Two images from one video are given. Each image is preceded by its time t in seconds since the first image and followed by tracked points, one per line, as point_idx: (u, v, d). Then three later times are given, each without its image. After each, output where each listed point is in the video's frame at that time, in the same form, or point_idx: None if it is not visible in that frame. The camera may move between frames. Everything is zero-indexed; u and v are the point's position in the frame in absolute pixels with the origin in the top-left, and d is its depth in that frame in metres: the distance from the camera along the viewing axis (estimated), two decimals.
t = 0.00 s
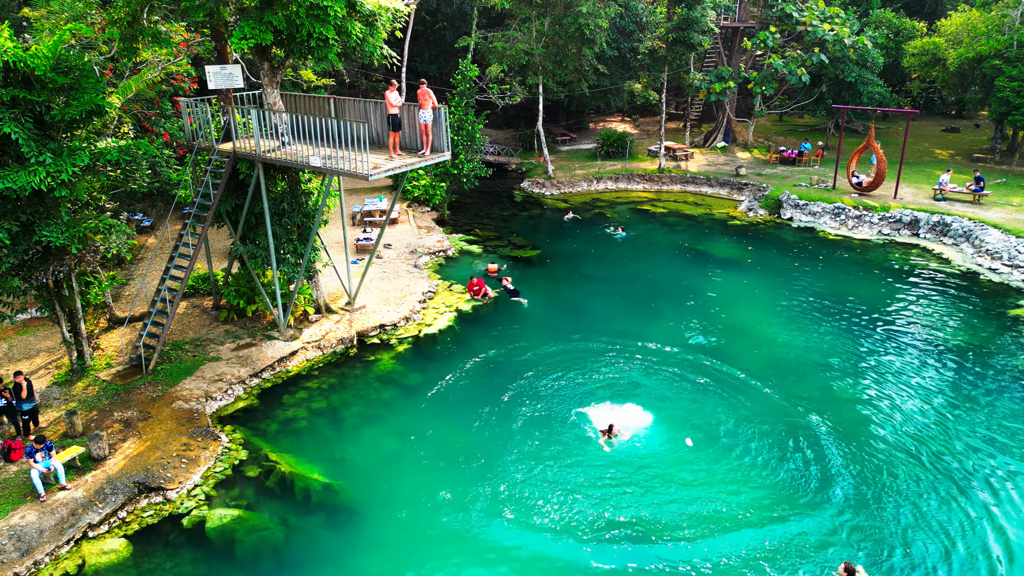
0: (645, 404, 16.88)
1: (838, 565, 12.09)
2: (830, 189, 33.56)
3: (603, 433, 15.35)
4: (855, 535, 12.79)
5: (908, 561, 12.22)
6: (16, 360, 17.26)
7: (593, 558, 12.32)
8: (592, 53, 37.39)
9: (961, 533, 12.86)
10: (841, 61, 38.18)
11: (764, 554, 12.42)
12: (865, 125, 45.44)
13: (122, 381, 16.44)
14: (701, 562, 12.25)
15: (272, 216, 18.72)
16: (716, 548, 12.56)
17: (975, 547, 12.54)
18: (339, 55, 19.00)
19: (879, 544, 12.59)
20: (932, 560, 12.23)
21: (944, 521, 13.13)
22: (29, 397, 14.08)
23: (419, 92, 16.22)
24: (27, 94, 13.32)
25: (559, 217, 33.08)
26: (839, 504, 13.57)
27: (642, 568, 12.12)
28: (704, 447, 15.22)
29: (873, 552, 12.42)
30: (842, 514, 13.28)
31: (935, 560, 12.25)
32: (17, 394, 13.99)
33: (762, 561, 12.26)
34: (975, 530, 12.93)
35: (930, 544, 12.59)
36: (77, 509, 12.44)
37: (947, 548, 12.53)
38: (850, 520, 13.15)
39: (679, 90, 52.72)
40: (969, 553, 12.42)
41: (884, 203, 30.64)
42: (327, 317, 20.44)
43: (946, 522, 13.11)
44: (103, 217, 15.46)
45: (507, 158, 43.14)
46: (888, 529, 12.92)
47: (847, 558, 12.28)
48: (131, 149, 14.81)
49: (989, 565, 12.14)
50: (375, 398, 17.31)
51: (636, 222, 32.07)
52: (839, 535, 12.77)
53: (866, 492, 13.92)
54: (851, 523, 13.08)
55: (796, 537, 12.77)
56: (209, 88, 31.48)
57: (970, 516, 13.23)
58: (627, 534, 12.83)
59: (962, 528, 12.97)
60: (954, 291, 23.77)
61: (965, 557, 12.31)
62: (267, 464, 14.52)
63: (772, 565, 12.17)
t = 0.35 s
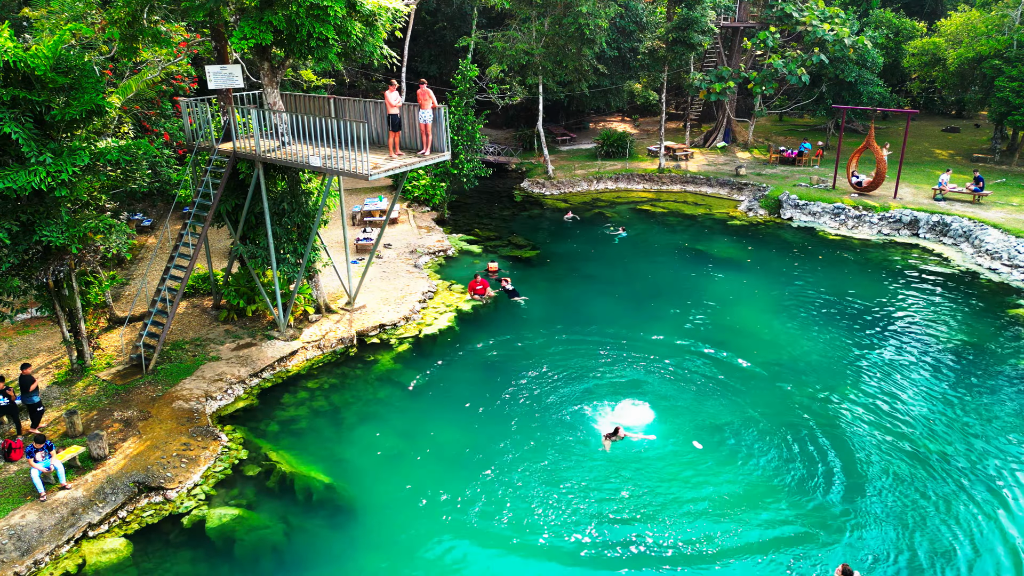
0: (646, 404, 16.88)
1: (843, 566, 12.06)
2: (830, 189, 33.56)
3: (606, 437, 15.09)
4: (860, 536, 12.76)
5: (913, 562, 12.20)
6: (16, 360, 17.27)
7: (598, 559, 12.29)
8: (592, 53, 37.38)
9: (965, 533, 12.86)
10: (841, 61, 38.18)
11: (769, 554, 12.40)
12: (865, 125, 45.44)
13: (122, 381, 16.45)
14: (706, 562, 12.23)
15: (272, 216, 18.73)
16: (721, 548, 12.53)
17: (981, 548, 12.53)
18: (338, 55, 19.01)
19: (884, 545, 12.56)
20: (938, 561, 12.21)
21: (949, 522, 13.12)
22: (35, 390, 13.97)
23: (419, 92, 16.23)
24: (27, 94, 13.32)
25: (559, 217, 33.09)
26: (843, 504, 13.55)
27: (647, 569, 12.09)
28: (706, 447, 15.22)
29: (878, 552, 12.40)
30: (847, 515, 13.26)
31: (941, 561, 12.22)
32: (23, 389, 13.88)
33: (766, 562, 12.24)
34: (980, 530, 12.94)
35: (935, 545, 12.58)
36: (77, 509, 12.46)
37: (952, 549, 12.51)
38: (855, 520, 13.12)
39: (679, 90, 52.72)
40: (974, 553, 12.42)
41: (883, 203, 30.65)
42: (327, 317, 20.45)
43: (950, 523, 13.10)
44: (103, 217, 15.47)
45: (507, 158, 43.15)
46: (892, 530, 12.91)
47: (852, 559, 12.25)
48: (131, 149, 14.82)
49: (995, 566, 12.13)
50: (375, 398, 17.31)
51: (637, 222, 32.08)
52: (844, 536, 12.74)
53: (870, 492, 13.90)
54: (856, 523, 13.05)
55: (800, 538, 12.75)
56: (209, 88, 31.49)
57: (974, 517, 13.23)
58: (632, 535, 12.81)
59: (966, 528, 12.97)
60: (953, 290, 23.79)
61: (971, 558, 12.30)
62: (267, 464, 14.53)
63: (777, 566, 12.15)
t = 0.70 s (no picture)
0: (647, 403, 16.90)
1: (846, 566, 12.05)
2: (830, 189, 33.56)
3: (615, 437, 15.31)
4: (863, 536, 12.76)
5: (916, 562, 12.19)
6: (16, 360, 17.27)
7: (599, 560, 12.27)
8: (592, 52, 37.38)
9: (967, 533, 12.88)
10: (841, 61, 38.20)
11: (771, 555, 12.38)
12: (864, 125, 45.46)
13: (123, 381, 16.46)
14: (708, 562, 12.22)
15: (272, 216, 18.74)
16: (723, 548, 12.53)
17: (983, 547, 12.55)
18: (338, 55, 19.01)
19: (887, 545, 12.56)
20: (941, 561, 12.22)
21: (950, 521, 13.14)
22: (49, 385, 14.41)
23: (418, 92, 16.24)
24: (27, 94, 13.33)
25: (559, 216, 33.09)
26: (845, 504, 13.56)
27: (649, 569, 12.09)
28: (706, 447, 15.23)
29: (881, 552, 12.40)
30: (848, 515, 13.26)
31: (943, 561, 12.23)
32: (36, 383, 14.22)
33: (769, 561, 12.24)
34: (982, 530, 12.96)
35: (938, 545, 12.58)
36: (77, 509, 12.47)
37: (955, 549, 12.51)
38: (857, 520, 13.12)
39: (679, 90, 52.73)
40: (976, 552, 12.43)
41: (883, 203, 30.65)
42: (327, 317, 20.46)
43: (953, 522, 13.11)
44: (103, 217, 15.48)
45: (507, 158, 43.16)
46: (895, 530, 12.92)
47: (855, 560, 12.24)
48: (131, 149, 14.84)
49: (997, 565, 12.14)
50: (375, 398, 17.31)
51: (636, 222, 32.08)
52: (847, 536, 12.73)
53: (872, 492, 13.91)
54: (858, 524, 13.05)
55: (803, 538, 12.74)
56: (209, 88, 31.48)
57: (976, 516, 13.25)
58: (634, 534, 12.82)
59: (968, 528, 12.98)
60: (953, 290, 23.79)
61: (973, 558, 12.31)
62: (267, 464, 14.55)
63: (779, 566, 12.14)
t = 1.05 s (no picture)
0: (648, 404, 16.85)
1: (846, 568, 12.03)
2: (830, 189, 33.56)
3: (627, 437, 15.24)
4: (866, 537, 12.73)
5: (918, 563, 12.16)
6: (16, 360, 17.28)
7: (599, 560, 12.28)
8: (592, 52, 37.36)
9: (969, 535, 12.83)
10: (841, 61, 38.20)
11: (773, 557, 12.34)
12: (864, 125, 45.47)
13: (122, 381, 16.47)
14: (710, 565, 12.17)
15: (272, 216, 18.74)
16: (725, 550, 12.49)
17: (986, 549, 12.52)
18: (338, 55, 19.00)
19: (889, 546, 12.53)
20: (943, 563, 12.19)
21: (951, 523, 13.12)
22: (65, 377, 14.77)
23: (418, 92, 16.22)
24: (27, 94, 13.33)
25: (559, 216, 33.10)
26: (848, 506, 13.51)
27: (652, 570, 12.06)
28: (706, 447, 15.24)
29: (883, 555, 12.34)
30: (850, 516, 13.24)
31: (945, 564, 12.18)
32: (53, 375, 14.60)
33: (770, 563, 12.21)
34: (983, 531, 12.93)
35: (940, 546, 12.55)
36: (76, 509, 12.48)
37: (958, 552, 12.46)
38: (859, 522, 13.08)
39: (679, 90, 52.73)
40: (980, 554, 12.41)
41: (883, 203, 30.65)
42: (327, 317, 20.46)
43: (955, 524, 13.09)
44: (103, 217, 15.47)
45: (506, 158, 43.16)
46: (898, 531, 12.88)
47: (857, 562, 12.17)
48: (131, 149, 14.84)
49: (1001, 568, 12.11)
50: (375, 398, 17.31)
51: (636, 222, 32.07)
52: (848, 538, 12.70)
53: (874, 492, 13.89)
54: (858, 523, 13.06)
55: (805, 540, 12.70)
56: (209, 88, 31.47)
57: (978, 518, 13.24)
58: (636, 535, 12.78)
59: (969, 529, 12.97)
60: (953, 291, 23.76)
61: (976, 560, 12.27)
62: (267, 464, 14.55)
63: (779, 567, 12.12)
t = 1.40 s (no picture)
0: (649, 405, 16.83)
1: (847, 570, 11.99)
2: (830, 189, 33.55)
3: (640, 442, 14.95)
4: (869, 539, 12.70)
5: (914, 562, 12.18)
6: (16, 360, 17.27)
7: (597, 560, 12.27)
8: (592, 53, 37.34)
9: (971, 537, 12.80)
10: (841, 62, 38.19)
11: (775, 559, 12.31)
12: (864, 125, 45.49)
13: (122, 381, 16.47)
14: (711, 567, 12.13)
15: (272, 216, 18.74)
16: (726, 551, 12.47)
17: (988, 551, 12.49)
18: (338, 55, 19.00)
19: (891, 548, 12.50)
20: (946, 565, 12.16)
21: (954, 524, 13.08)
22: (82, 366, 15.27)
23: (418, 93, 16.35)
24: (27, 94, 13.33)
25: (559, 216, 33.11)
26: (851, 507, 13.48)
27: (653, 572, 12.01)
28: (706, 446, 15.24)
29: (886, 557, 12.31)
30: (852, 517, 13.21)
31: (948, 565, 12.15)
32: (70, 363, 15.10)
33: (772, 564, 12.18)
34: (983, 532, 12.91)
35: (942, 548, 12.53)
36: (76, 509, 12.47)
37: (961, 553, 12.43)
38: (862, 523, 13.05)
39: (679, 90, 52.74)
40: (982, 556, 12.37)
41: (883, 203, 30.66)
42: (327, 317, 20.46)
43: (957, 525, 13.06)
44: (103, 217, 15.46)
45: (507, 158, 43.17)
46: (900, 533, 12.85)
47: (859, 564, 12.15)
48: (131, 149, 14.84)
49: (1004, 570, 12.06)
50: (375, 398, 17.32)
51: (636, 222, 32.08)
52: (851, 539, 12.68)
53: (877, 494, 13.85)
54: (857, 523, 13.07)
55: (807, 541, 12.67)
56: (208, 88, 31.47)
57: (980, 519, 13.21)
58: (639, 537, 12.74)
59: (972, 531, 12.94)
60: (954, 291, 23.72)
61: (979, 562, 12.24)
62: (267, 464, 14.55)
63: (780, 569, 12.09)
